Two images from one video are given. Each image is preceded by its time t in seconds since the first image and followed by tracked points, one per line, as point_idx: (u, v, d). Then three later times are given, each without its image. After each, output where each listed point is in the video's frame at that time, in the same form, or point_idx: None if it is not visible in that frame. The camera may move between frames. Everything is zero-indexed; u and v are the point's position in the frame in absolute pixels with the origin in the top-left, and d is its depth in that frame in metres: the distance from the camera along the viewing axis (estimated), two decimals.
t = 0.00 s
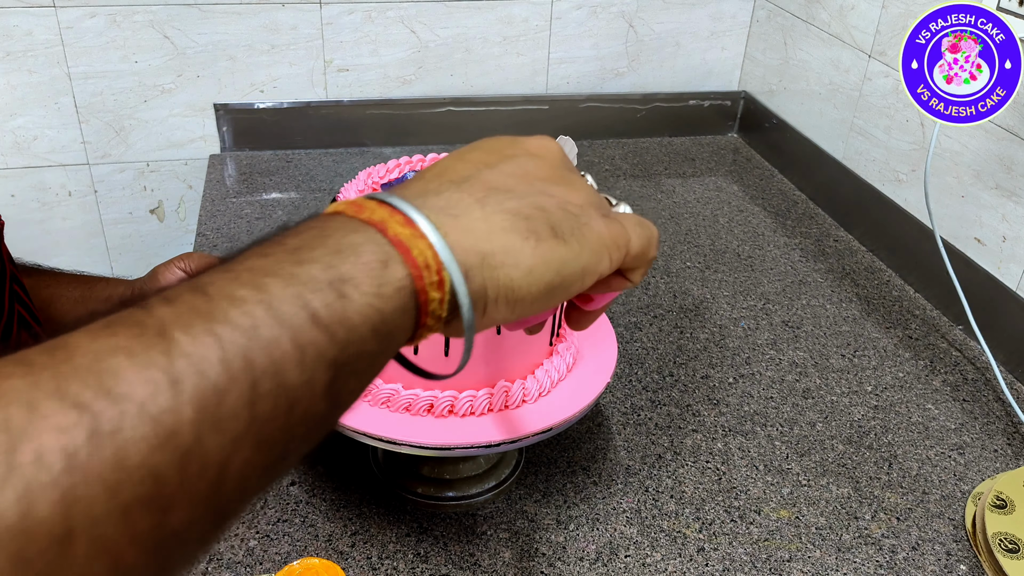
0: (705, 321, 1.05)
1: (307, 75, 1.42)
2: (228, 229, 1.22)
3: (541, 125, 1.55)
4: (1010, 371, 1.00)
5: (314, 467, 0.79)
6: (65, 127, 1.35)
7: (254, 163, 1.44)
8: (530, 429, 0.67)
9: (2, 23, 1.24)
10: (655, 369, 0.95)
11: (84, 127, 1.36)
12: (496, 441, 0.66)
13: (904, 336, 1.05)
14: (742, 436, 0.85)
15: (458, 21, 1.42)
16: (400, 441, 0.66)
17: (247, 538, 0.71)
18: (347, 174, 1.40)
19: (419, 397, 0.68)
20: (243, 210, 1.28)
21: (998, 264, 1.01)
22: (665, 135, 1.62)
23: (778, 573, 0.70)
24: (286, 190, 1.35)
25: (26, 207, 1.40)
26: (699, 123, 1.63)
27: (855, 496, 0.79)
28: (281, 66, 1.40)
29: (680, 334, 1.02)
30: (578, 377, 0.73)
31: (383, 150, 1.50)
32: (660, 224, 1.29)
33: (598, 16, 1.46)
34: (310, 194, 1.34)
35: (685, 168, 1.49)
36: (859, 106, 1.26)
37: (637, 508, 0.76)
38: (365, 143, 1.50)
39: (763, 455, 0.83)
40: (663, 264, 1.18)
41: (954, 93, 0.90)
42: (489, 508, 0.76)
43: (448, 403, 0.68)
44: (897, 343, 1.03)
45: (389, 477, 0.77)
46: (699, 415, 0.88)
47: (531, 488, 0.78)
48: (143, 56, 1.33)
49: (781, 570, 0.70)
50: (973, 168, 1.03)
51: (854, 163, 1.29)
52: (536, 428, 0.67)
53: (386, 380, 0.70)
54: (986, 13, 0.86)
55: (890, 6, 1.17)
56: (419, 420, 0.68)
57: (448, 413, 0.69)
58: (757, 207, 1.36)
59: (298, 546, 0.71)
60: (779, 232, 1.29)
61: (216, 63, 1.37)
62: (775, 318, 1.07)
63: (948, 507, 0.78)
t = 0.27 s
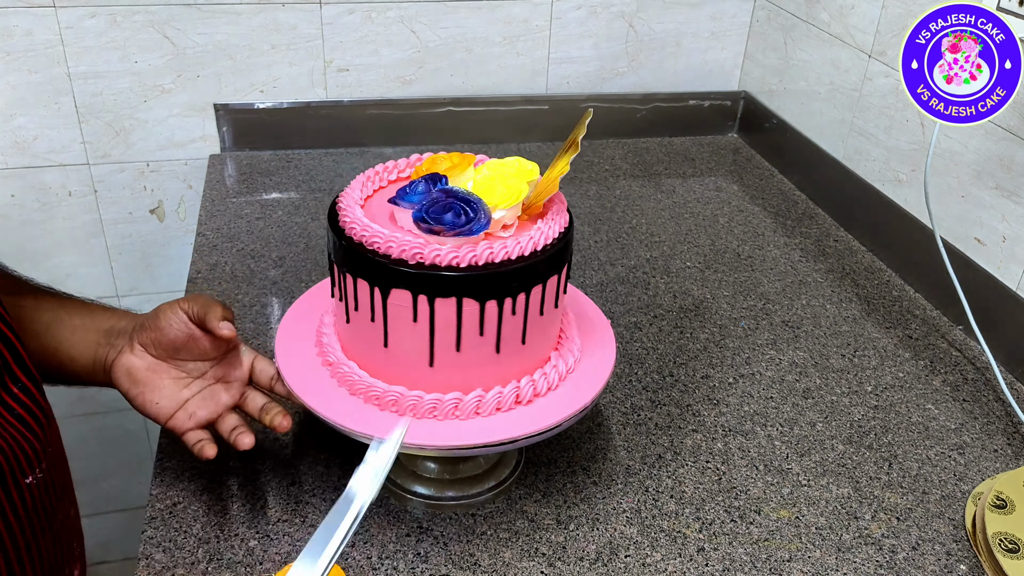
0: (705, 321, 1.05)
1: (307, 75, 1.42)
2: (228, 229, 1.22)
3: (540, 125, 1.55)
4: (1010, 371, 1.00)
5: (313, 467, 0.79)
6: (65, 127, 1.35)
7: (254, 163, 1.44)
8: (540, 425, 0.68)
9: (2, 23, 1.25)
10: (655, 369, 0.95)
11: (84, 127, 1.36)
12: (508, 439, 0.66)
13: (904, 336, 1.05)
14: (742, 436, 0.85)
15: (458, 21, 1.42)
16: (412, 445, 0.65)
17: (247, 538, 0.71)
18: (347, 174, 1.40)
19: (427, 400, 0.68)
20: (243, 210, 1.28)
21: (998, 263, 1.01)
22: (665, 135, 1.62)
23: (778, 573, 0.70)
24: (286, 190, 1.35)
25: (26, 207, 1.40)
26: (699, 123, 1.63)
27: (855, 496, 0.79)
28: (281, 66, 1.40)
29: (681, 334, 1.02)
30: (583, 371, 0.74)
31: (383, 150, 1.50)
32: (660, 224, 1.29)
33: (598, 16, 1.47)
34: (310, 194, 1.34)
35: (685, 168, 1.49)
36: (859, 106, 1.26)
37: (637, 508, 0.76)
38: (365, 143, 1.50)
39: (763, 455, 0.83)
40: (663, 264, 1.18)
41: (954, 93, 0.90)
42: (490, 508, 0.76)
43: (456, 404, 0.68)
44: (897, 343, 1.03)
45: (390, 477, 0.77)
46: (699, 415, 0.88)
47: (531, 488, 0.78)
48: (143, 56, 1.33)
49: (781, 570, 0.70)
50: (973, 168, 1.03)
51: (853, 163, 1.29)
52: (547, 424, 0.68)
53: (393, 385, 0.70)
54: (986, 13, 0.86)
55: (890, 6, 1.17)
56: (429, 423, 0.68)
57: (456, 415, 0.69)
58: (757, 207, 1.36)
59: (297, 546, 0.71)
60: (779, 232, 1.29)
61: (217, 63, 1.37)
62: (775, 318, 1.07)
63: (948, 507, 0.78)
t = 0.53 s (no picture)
0: (705, 321, 1.05)
1: (307, 75, 1.42)
2: (228, 229, 1.22)
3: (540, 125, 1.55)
4: (1010, 371, 1.00)
5: (313, 467, 0.79)
6: (65, 127, 1.35)
7: (254, 163, 1.44)
8: (560, 417, 0.69)
9: (2, 24, 1.25)
10: (654, 369, 0.95)
11: (84, 127, 1.36)
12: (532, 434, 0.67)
13: (904, 336, 1.05)
14: (742, 436, 0.85)
15: (458, 21, 1.42)
16: (442, 448, 0.65)
17: (247, 538, 0.71)
18: (347, 174, 1.40)
19: (447, 402, 0.68)
20: (243, 210, 1.28)
21: (998, 263, 1.01)
22: (665, 135, 1.62)
23: (778, 572, 0.70)
24: (286, 190, 1.35)
25: (27, 207, 1.40)
26: (699, 123, 1.63)
27: (855, 496, 0.79)
28: (281, 66, 1.40)
29: (680, 334, 1.02)
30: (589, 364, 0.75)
31: (383, 150, 1.50)
32: (660, 224, 1.29)
33: (598, 16, 1.47)
34: (310, 194, 1.34)
35: (685, 168, 1.50)
36: (859, 106, 1.26)
37: (637, 508, 0.76)
38: (365, 143, 1.51)
39: (763, 454, 0.83)
40: (662, 264, 1.18)
41: (953, 93, 0.90)
42: (489, 508, 0.76)
43: (476, 404, 0.69)
44: (897, 343, 1.03)
45: (390, 476, 0.77)
46: (699, 415, 0.88)
47: (531, 488, 0.78)
48: (144, 56, 1.33)
49: (781, 570, 0.70)
50: (973, 168, 1.03)
51: (853, 163, 1.29)
52: (566, 416, 0.69)
53: (409, 389, 0.69)
54: (986, 13, 0.86)
55: (890, 6, 1.17)
56: (451, 424, 0.68)
57: (476, 415, 0.69)
58: (757, 207, 1.36)
59: (297, 546, 0.71)
60: (779, 232, 1.29)
61: (217, 63, 1.37)
62: (774, 318, 1.07)
63: (948, 507, 0.78)
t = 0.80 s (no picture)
0: (705, 321, 1.05)
1: (307, 75, 1.42)
2: (228, 229, 1.22)
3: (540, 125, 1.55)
4: (1010, 371, 1.00)
5: (313, 467, 0.79)
6: (65, 127, 1.35)
7: (254, 163, 1.44)
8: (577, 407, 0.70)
9: (2, 24, 1.25)
10: (654, 369, 0.95)
11: (84, 127, 1.36)
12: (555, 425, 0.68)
13: (904, 336, 1.05)
14: (742, 436, 0.85)
15: (458, 21, 1.42)
16: (456, 448, 0.65)
17: (247, 538, 0.71)
18: (347, 174, 1.40)
19: (466, 402, 0.69)
20: (243, 210, 1.28)
21: (998, 263, 1.01)
22: (665, 135, 1.62)
23: (778, 572, 0.70)
24: (286, 190, 1.35)
25: (27, 207, 1.40)
26: (699, 123, 1.63)
27: (855, 496, 0.79)
28: (281, 66, 1.40)
29: (680, 334, 1.03)
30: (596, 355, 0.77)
31: (383, 150, 1.50)
32: (660, 224, 1.29)
33: (598, 16, 1.47)
34: (310, 194, 1.34)
35: (685, 168, 1.50)
36: (859, 106, 1.26)
37: (637, 508, 0.76)
38: (365, 143, 1.51)
39: (763, 454, 0.83)
40: (662, 264, 1.18)
41: (953, 93, 0.90)
42: (489, 508, 0.76)
43: (495, 401, 0.69)
44: (897, 343, 1.03)
45: (390, 476, 0.77)
46: (699, 415, 0.88)
47: (531, 488, 0.78)
48: (144, 56, 1.33)
49: (781, 570, 0.70)
50: (972, 168, 1.03)
51: (853, 163, 1.29)
52: (584, 405, 0.70)
53: (426, 393, 0.69)
54: (986, 13, 0.86)
55: (890, 6, 1.17)
56: (470, 423, 0.69)
57: (495, 411, 0.70)
58: (757, 207, 1.36)
59: (297, 546, 0.71)
60: (779, 232, 1.29)
61: (217, 63, 1.37)
62: (775, 318, 1.07)
63: (948, 507, 0.78)
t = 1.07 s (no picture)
0: (705, 321, 1.05)
1: (307, 75, 1.42)
2: (228, 229, 1.22)
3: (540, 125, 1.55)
4: (1009, 371, 1.00)
5: (313, 467, 0.79)
6: (64, 127, 1.35)
7: (254, 163, 1.44)
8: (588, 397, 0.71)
9: (2, 24, 1.25)
10: (655, 369, 0.95)
11: (84, 127, 1.36)
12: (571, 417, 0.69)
13: (904, 336, 1.05)
14: (742, 436, 0.85)
15: (458, 21, 1.42)
16: (472, 447, 0.65)
17: (247, 538, 0.71)
18: (347, 174, 1.40)
19: (480, 401, 0.69)
20: (243, 210, 1.28)
21: (998, 263, 1.01)
22: (665, 135, 1.62)
23: (778, 572, 0.70)
24: (286, 190, 1.35)
25: (27, 207, 1.40)
26: (699, 123, 1.63)
27: (854, 496, 0.79)
28: (281, 65, 1.40)
29: (681, 334, 1.03)
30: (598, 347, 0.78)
31: (383, 150, 1.50)
32: (660, 224, 1.29)
33: (598, 16, 1.47)
34: (310, 194, 1.34)
35: (685, 168, 1.50)
36: (859, 106, 1.26)
37: (637, 508, 0.76)
38: (365, 143, 1.51)
39: (763, 454, 0.83)
40: (662, 264, 1.18)
41: (954, 93, 0.90)
42: (489, 508, 0.76)
43: (509, 398, 0.70)
44: (897, 343, 1.04)
45: (390, 476, 0.77)
46: (699, 415, 0.88)
47: (531, 488, 0.78)
48: (144, 56, 1.33)
49: (781, 570, 0.70)
50: (972, 168, 1.03)
51: (853, 163, 1.30)
52: (595, 394, 0.71)
53: (439, 394, 0.69)
54: (986, 13, 0.86)
55: (890, 7, 1.17)
56: (482, 422, 0.69)
57: (509, 408, 0.70)
58: (756, 207, 1.37)
59: (297, 546, 0.71)
60: (779, 232, 1.29)
61: (217, 63, 1.37)
62: (775, 318, 1.07)
63: (948, 507, 0.78)
